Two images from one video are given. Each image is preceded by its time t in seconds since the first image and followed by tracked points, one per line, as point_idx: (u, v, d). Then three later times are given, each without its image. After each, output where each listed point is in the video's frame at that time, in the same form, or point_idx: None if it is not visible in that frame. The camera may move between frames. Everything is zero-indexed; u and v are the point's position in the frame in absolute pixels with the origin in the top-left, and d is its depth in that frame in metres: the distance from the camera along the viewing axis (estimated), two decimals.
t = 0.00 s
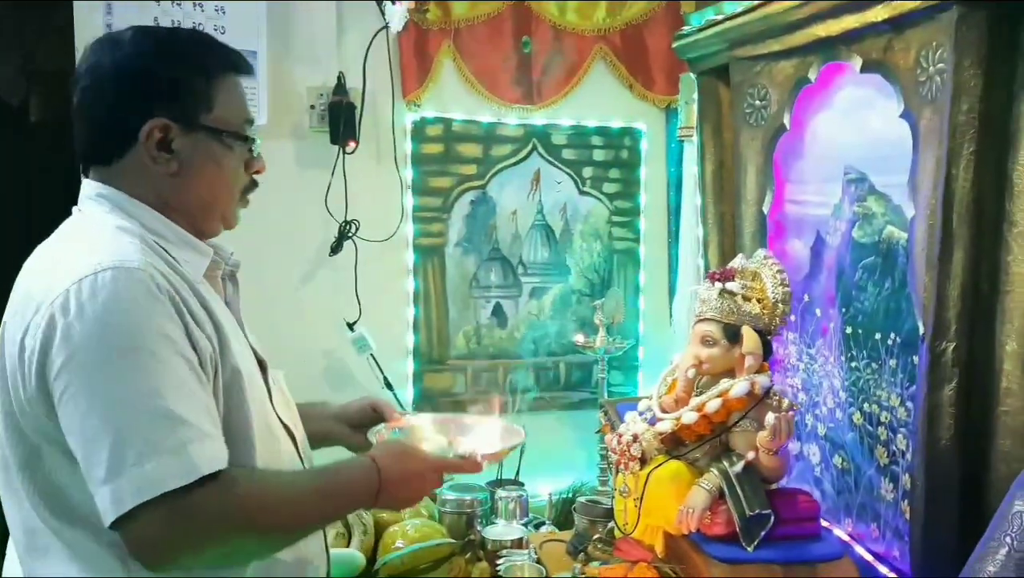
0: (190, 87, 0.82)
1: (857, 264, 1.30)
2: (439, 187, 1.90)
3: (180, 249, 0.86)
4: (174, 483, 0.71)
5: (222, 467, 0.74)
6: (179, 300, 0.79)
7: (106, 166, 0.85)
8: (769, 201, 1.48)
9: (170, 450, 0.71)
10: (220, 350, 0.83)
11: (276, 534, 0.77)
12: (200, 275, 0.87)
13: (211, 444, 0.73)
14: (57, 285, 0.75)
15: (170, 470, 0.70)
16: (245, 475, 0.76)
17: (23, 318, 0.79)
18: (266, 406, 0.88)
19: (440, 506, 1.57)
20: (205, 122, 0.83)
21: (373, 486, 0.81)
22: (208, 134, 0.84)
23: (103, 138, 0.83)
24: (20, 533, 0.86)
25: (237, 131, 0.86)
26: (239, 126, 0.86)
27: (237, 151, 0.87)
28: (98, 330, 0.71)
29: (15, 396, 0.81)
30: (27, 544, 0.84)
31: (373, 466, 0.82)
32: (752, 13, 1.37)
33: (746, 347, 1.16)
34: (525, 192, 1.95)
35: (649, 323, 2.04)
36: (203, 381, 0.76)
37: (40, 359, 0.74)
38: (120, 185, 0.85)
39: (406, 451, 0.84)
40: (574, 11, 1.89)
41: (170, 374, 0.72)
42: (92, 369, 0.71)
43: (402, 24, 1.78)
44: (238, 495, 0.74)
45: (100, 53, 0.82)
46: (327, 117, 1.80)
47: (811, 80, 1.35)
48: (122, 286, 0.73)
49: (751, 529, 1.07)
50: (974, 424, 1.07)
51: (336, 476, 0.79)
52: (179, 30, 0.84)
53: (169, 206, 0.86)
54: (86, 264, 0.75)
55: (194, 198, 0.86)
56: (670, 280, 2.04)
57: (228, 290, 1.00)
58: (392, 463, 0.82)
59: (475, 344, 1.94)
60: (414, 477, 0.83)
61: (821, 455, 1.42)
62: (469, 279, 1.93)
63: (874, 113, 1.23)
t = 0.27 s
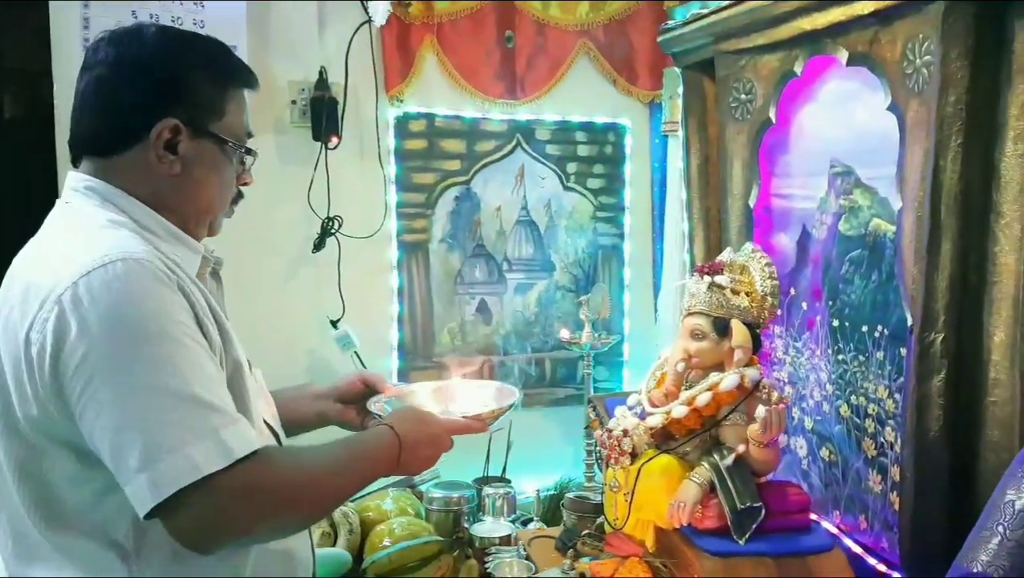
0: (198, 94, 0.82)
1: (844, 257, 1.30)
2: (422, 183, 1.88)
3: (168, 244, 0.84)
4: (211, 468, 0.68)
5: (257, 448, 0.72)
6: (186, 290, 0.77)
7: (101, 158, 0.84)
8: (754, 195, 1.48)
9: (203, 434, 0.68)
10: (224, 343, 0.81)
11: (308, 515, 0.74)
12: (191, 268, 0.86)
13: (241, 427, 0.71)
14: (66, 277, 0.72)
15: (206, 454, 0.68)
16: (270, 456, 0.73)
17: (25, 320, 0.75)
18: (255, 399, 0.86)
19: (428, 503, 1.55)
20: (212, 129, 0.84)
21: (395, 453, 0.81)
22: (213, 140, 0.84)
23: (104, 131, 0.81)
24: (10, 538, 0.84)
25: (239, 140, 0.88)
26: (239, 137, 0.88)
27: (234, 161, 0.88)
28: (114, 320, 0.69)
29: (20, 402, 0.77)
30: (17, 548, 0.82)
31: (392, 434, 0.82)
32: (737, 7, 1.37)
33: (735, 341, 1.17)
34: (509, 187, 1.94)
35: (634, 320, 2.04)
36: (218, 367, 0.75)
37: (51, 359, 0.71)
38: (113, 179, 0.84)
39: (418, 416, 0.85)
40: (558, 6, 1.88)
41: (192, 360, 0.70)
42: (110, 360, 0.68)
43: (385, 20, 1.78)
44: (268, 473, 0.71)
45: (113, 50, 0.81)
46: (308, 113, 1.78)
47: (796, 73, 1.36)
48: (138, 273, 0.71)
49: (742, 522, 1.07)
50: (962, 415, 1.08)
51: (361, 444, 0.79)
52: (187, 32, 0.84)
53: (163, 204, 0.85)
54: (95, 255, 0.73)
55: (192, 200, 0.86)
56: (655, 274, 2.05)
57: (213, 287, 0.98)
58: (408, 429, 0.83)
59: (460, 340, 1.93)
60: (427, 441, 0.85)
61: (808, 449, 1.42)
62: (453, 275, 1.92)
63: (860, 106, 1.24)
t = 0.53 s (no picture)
0: (191, 90, 0.81)
1: (832, 252, 1.30)
2: (406, 180, 1.86)
3: (162, 241, 0.83)
4: (234, 461, 0.68)
5: (272, 444, 0.71)
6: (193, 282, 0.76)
7: (91, 154, 0.83)
8: (742, 191, 1.48)
9: (219, 427, 0.68)
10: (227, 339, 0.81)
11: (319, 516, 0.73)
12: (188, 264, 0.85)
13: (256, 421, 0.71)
14: (75, 269, 0.71)
15: (229, 447, 0.68)
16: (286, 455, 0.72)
17: (27, 321, 0.73)
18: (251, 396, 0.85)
19: (415, 503, 1.49)
20: (205, 126, 0.82)
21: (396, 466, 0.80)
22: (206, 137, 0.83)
23: (93, 125, 0.80)
24: None
25: (231, 138, 0.86)
26: (231, 134, 0.86)
27: (227, 157, 0.87)
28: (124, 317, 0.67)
29: (23, 404, 0.75)
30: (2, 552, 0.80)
31: (395, 445, 0.81)
32: (725, 2, 1.37)
33: (726, 337, 1.16)
34: (494, 184, 1.93)
35: (619, 318, 2.04)
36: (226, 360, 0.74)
37: (61, 358, 0.69)
38: (103, 175, 0.82)
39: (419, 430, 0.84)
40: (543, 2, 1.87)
41: (204, 354, 0.69)
42: (121, 358, 0.67)
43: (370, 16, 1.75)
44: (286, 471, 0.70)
45: (104, 42, 0.80)
46: (291, 109, 1.76)
47: (784, 69, 1.36)
48: (150, 264, 0.70)
49: (735, 518, 1.07)
50: (952, 409, 1.08)
51: (366, 455, 0.78)
52: (180, 26, 0.83)
53: (153, 201, 0.84)
54: (102, 247, 0.71)
55: (182, 197, 0.84)
56: (640, 271, 2.04)
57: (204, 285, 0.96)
58: (409, 441, 0.82)
59: (445, 339, 1.92)
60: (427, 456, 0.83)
61: (796, 444, 1.42)
62: (438, 273, 1.90)
63: (848, 102, 1.24)
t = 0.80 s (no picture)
0: (188, 91, 0.80)
1: (826, 253, 1.30)
2: (398, 182, 1.85)
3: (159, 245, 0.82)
4: (261, 456, 0.73)
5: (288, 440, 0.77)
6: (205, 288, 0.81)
7: (87, 158, 0.82)
8: (736, 191, 1.49)
9: (245, 422, 0.73)
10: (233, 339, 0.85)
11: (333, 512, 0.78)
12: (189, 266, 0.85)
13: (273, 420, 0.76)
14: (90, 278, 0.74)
15: (255, 442, 0.73)
16: (305, 453, 0.77)
17: (38, 327, 0.76)
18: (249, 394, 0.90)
19: (409, 507, 1.48)
20: (200, 130, 0.81)
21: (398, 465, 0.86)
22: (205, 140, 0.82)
23: (88, 128, 0.79)
24: None
25: (228, 140, 0.85)
26: (229, 137, 0.85)
27: (224, 160, 0.86)
28: (144, 325, 0.72)
29: (36, 409, 0.78)
30: None
31: (398, 445, 0.88)
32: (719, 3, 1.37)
33: (723, 338, 1.16)
34: (486, 186, 1.93)
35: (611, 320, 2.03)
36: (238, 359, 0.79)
37: (82, 362, 0.73)
38: (99, 179, 0.82)
39: (412, 431, 0.91)
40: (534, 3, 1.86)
41: (222, 355, 0.74)
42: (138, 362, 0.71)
43: (360, 16, 1.75)
44: (308, 467, 0.75)
45: (98, 44, 0.79)
46: (281, 110, 1.74)
47: (778, 70, 1.35)
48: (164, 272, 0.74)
49: (734, 520, 1.06)
50: (949, 409, 1.08)
51: (372, 455, 0.84)
52: (176, 26, 0.83)
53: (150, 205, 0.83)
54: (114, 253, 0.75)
55: (179, 200, 0.84)
56: (632, 272, 2.04)
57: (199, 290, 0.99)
58: (408, 441, 0.89)
59: (437, 341, 1.91)
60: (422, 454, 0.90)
61: (792, 444, 1.42)
62: (430, 276, 1.89)
63: (842, 103, 1.24)
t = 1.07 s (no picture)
0: (177, 91, 0.79)
1: (819, 253, 1.31)
2: (390, 184, 1.85)
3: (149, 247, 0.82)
4: (271, 445, 0.73)
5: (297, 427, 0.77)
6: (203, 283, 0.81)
7: (75, 159, 0.81)
8: (728, 193, 1.49)
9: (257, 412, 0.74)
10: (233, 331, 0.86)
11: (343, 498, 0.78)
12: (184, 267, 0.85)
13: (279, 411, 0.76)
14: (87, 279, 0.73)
15: (265, 432, 0.73)
16: (317, 440, 0.77)
17: (35, 330, 0.76)
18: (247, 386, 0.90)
19: (401, 509, 1.49)
20: (189, 130, 0.81)
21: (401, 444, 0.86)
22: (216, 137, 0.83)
23: (77, 130, 0.79)
24: None
25: (218, 142, 0.84)
26: (219, 139, 0.84)
27: (214, 163, 0.85)
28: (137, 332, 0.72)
29: (37, 411, 0.78)
30: None
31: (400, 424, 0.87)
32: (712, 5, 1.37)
33: (717, 338, 1.16)
34: (477, 187, 1.92)
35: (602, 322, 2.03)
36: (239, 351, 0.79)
37: (85, 364, 0.72)
38: (89, 181, 0.81)
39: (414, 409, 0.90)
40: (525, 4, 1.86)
41: (224, 348, 0.74)
42: (138, 362, 0.71)
43: (352, 17, 1.75)
44: (316, 455, 0.76)
45: (84, 45, 0.78)
46: (271, 111, 1.73)
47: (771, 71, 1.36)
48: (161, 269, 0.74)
49: (729, 520, 1.07)
50: (942, 409, 1.09)
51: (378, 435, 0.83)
52: (163, 25, 0.82)
53: (138, 205, 0.82)
54: (110, 255, 0.74)
55: (169, 202, 0.83)
56: (624, 275, 2.04)
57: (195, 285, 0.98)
58: (410, 419, 0.88)
59: (429, 343, 1.90)
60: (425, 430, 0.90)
61: (784, 445, 1.43)
62: (422, 277, 1.89)
63: (835, 105, 1.24)
